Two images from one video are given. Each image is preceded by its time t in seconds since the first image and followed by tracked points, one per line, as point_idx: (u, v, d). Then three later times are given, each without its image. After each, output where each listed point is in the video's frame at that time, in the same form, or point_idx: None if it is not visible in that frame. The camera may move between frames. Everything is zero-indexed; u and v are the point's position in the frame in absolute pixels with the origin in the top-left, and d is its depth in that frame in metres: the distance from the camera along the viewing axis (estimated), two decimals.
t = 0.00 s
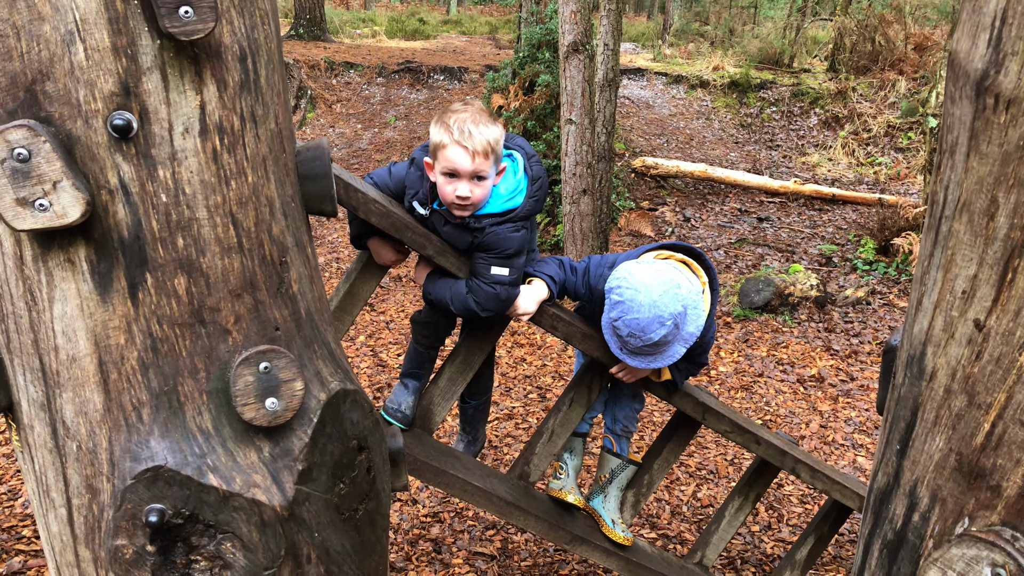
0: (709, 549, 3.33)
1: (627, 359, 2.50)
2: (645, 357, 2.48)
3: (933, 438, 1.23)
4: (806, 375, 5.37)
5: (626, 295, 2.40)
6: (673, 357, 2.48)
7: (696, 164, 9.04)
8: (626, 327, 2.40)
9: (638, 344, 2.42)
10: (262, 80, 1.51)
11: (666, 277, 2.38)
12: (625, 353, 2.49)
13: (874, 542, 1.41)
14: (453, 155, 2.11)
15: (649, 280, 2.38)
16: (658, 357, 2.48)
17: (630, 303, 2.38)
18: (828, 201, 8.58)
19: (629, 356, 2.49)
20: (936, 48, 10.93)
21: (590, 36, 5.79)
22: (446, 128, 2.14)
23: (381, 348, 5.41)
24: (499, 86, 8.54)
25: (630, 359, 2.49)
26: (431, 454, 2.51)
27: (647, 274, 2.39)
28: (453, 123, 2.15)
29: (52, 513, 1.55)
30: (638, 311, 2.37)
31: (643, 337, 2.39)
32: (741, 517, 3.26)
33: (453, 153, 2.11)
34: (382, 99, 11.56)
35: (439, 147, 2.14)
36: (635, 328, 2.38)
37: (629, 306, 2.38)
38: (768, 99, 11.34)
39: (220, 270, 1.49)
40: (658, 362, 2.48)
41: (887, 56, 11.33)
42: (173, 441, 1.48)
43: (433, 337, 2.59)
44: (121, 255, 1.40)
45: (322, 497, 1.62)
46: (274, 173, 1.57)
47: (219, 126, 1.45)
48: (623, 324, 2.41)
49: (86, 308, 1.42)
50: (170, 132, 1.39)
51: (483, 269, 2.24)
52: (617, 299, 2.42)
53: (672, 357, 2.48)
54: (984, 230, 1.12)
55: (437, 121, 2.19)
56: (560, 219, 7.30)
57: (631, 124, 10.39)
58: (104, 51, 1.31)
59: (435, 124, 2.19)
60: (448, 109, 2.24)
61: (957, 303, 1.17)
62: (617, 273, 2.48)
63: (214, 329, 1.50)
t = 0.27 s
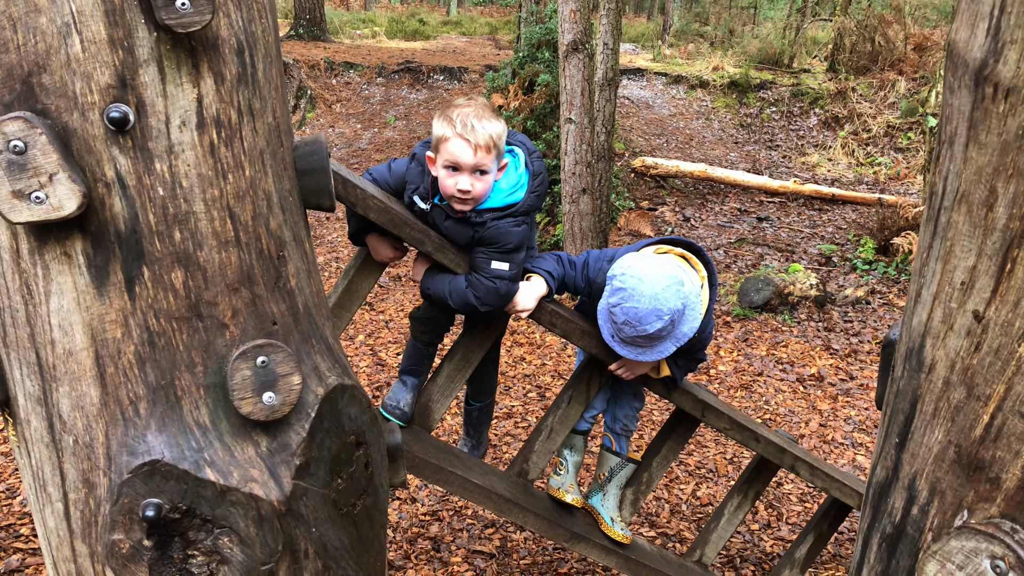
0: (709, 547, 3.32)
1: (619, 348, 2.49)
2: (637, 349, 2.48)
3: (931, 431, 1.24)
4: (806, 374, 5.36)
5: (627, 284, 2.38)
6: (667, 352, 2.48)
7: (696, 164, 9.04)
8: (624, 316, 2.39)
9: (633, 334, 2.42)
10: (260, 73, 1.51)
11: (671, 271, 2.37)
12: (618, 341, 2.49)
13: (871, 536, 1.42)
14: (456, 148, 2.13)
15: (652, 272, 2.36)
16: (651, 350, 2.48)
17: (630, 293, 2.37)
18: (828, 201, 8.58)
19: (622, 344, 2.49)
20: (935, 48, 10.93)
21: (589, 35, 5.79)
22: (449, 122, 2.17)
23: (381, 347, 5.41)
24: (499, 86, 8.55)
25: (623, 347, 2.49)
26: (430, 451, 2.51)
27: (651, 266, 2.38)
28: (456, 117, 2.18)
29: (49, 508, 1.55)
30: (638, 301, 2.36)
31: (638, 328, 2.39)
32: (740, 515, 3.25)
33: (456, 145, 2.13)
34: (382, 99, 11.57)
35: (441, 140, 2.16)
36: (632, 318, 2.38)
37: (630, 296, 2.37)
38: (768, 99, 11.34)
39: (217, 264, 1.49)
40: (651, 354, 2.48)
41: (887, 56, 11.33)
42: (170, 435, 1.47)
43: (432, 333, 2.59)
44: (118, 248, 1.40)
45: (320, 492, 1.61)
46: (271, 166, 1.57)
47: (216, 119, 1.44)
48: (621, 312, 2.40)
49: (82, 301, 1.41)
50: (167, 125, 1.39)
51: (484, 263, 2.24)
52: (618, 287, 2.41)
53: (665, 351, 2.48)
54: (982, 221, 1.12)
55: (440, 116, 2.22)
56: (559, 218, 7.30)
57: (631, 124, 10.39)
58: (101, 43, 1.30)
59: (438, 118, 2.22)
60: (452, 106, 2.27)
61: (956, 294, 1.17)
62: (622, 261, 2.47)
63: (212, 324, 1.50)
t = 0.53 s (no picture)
0: (709, 542, 3.31)
1: (614, 342, 2.48)
2: (633, 344, 2.46)
3: (935, 419, 1.31)
4: (806, 371, 5.36)
5: (628, 279, 2.37)
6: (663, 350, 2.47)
7: (696, 162, 9.03)
8: (622, 310, 2.38)
9: (629, 330, 2.40)
10: (260, 63, 1.50)
11: (673, 269, 2.37)
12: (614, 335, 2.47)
13: (876, 523, 1.50)
14: (462, 136, 2.15)
15: (653, 269, 2.35)
16: (647, 347, 2.46)
17: (630, 288, 2.35)
18: (828, 199, 8.57)
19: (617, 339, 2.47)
20: (935, 47, 10.92)
21: (590, 32, 5.78)
22: (455, 111, 2.18)
23: (381, 344, 5.41)
24: (499, 84, 8.54)
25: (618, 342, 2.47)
26: (429, 444, 2.50)
27: (654, 263, 2.37)
28: (462, 106, 2.19)
29: (48, 500, 1.54)
30: (638, 297, 2.34)
31: (635, 325, 2.37)
32: (741, 511, 3.25)
33: (463, 133, 2.15)
34: (382, 97, 11.54)
35: (447, 129, 2.18)
36: (630, 314, 2.36)
37: (630, 290, 2.36)
38: (767, 98, 11.32)
39: (217, 254, 1.48)
40: (646, 351, 2.47)
41: (887, 55, 11.32)
42: (169, 426, 1.46)
43: (432, 327, 2.60)
44: (118, 238, 1.39)
45: (320, 484, 1.61)
46: (270, 156, 1.56)
47: (216, 108, 1.43)
48: (619, 307, 2.38)
49: (81, 291, 1.41)
50: (166, 113, 1.38)
51: (485, 254, 2.24)
52: (618, 281, 2.40)
53: (661, 348, 2.47)
54: (987, 206, 1.19)
55: (446, 106, 2.23)
56: (559, 216, 7.29)
57: (631, 122, 10.38)
58: (100, 31, 1.30)
59: (444, 108, 2.23)
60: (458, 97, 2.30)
61: (959, 281, 1.25)
62: (625, 256, 2.46)
63: (211, 314, 1.49)
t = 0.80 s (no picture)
0: (711, 541, 3.31)
1: (608, 329, 2.48)
2: (626, 331, 2.46)
3: (938, 418, 1.32)
4: (808, 370, 5.36)
5: (619, 263, 2.40)
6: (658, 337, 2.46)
7: (697, 161, 9.03)
8: (614, 293, 2.39)
9: (621, 314, 2.41)
10: (262, 62, 1.50)
11: (666, 254, 2.39)
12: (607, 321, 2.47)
13: (878, 525, 1.50)
14: (467, 133, 2.15)
15: (645, 252, 2.38)
16: (641, 333, 2.45)
17: (621, 271, 2.37)
18: (829, 198, 8.57)
19: (611, 325, 2.47)
20: (936, 46, 10.91)
21: (591, 31, 5.78)
22: (462, 108, 2.19)
23: (382, 343, 5.41)
24: (499, 83, 8.54)
25: (612, 328, 2.47)
26: (431, 444, 2.50)
27: (647, 248, 2.40)
28: (468, 104, 2.20)
29: (50, 499, 1.54)
30: (629, 279, 2.36)
31: (627, 308, 2.38)
32: (742, 510, 3.25)
33: (469, 130, 2.15)
34: (382, 97, 11.55)
35: (452, 126, 2.18)
36: (621, 297, 2.37)
37: (621, 273, 2.38)
38: (768, 97, 11.32)
39: (219, 254, 1.48)
40: (639, 337, 2.46)
41: (888, 54, 11.31)
42: (172, 425, 1.46)
43: (433, 327, 2.60)
44: (119, 237, 1.39)
45: (322, 483, 1.61)
46: (272, 155, 1.56)
47: (218, 108, 1.44)
48: (611, 290, 2.40)
49: (84, 290, 1.41)
50: (169, 113, 1.38)
51: (487, 252, 2.24)
52: (610, 267, 2.42)
53: (655, 335, 2.45)
54: (990, 204, 1.21)
55: (452, 104, 2.24)
56: (560, 215, 7.28)
57: (632, 121, 10.38)
58: (102, 30, 1.30)
59: (449, 106, 2.24)
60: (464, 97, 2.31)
61: (963, 280, 1.26)
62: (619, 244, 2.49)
63: (214, 314, 1.49)
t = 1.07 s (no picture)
0: (712, 541, 3.31)
1: (600, 329, 2.49)
2: (618, 332, 2.47)
3: (942, 417, 1.32)
4: (809, 370, 5.36)
5: (616, 265, 2.43)
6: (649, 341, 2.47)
7: (698, 161, 9.02)
8: (608, 293, 2.41)
9: (614, 314, 2.42)
10: (265, 62, 1.51)
11: (663, 260, 2.41)
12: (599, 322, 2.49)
13: (882, 524, 1.50)
14: (471, 132, 2.15)
15: (642, 255, 2.41)
16: (632, 335, 2.47)
17: (617, 273, 2.40)
18: (830, 198, 8.57)
19: (602, 325, 2.48)
20: (937, 45, 10.91)
21: (592, 31, 5.79)
22: (466, 107, 2.19)
23: (383, 343, 5.41)
24: (500, 83, 8.54)
25: (603, 329, 2.48)
26: (433, 443, 2.50)
27: (645, 252, 2.43)
28: (472, 103, 2.20)
29: (53, 498, 1.54)
30: (624, 280, 2.38)
31: (619, 309, 2.40)
32: (744, 510, 3.24)
33: (473, 129, 2.15)
34: (383, 97, 11.55)
35: (456, 125, 2.19)
36: (614, 297, 2.39)
37: (616, 274, 2.40)
38: (769, 97, 11.31)
39: (223, 253, 1.48)
40: (630, 340, 2.47)
41: (889, 54, 11.31)
42: (175, 424, 1.47)
43: (436, 326, 2.60)
44: (124, 236, 1.40)
45: (325, 482, 1.61)
46: (276, 155, 1.56)
47: (221, 107, 1.44)
48: (605, 290, 2.42)
49: (88, 289, 1.41)
50: (172, 112, 1.38)
51: (490, 251, 2.24)
52: (606, 268, 2.45)
53: (647, 339, 2.47)
54: (994, 203, 1.21)
55: (456, 103, 2.24)
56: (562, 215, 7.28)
57: (633, 121, 10.38)
58: (106, 29, 1.30)
59: (453, 105, 2.24)
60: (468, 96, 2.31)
61: (967, 278, 1.26)
62: (618, 246, 2.52)
63: (217, 313, 1.49)
